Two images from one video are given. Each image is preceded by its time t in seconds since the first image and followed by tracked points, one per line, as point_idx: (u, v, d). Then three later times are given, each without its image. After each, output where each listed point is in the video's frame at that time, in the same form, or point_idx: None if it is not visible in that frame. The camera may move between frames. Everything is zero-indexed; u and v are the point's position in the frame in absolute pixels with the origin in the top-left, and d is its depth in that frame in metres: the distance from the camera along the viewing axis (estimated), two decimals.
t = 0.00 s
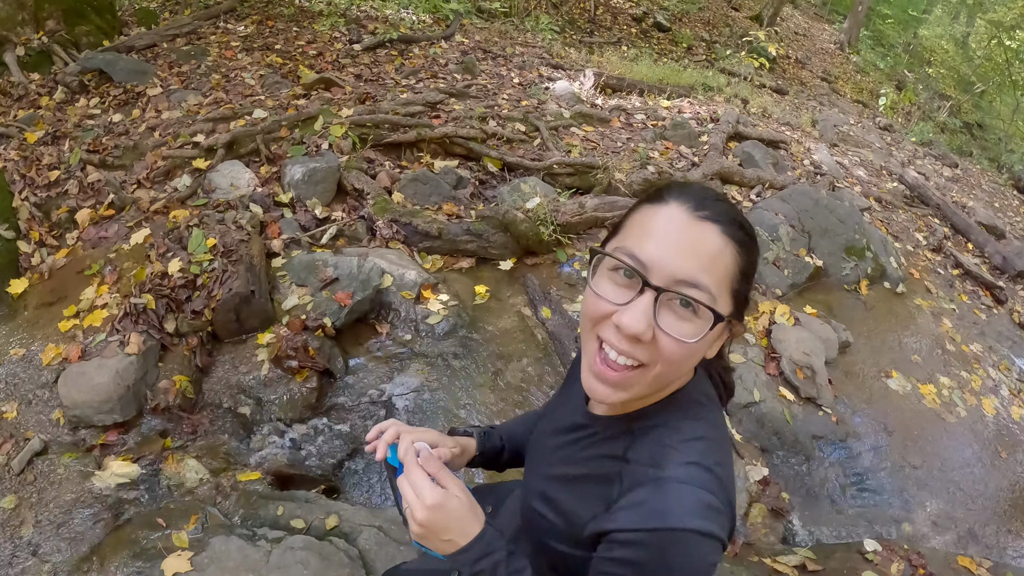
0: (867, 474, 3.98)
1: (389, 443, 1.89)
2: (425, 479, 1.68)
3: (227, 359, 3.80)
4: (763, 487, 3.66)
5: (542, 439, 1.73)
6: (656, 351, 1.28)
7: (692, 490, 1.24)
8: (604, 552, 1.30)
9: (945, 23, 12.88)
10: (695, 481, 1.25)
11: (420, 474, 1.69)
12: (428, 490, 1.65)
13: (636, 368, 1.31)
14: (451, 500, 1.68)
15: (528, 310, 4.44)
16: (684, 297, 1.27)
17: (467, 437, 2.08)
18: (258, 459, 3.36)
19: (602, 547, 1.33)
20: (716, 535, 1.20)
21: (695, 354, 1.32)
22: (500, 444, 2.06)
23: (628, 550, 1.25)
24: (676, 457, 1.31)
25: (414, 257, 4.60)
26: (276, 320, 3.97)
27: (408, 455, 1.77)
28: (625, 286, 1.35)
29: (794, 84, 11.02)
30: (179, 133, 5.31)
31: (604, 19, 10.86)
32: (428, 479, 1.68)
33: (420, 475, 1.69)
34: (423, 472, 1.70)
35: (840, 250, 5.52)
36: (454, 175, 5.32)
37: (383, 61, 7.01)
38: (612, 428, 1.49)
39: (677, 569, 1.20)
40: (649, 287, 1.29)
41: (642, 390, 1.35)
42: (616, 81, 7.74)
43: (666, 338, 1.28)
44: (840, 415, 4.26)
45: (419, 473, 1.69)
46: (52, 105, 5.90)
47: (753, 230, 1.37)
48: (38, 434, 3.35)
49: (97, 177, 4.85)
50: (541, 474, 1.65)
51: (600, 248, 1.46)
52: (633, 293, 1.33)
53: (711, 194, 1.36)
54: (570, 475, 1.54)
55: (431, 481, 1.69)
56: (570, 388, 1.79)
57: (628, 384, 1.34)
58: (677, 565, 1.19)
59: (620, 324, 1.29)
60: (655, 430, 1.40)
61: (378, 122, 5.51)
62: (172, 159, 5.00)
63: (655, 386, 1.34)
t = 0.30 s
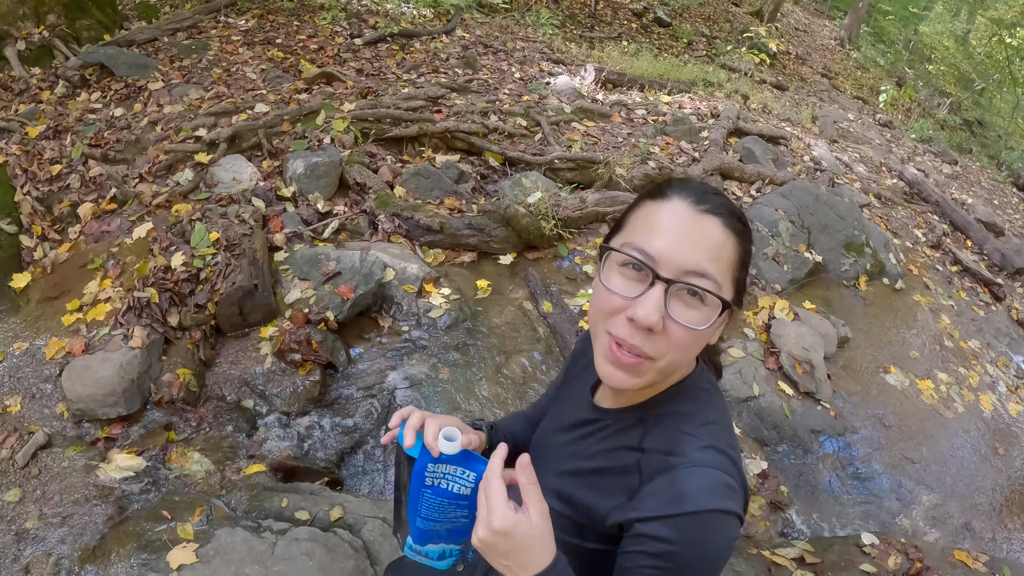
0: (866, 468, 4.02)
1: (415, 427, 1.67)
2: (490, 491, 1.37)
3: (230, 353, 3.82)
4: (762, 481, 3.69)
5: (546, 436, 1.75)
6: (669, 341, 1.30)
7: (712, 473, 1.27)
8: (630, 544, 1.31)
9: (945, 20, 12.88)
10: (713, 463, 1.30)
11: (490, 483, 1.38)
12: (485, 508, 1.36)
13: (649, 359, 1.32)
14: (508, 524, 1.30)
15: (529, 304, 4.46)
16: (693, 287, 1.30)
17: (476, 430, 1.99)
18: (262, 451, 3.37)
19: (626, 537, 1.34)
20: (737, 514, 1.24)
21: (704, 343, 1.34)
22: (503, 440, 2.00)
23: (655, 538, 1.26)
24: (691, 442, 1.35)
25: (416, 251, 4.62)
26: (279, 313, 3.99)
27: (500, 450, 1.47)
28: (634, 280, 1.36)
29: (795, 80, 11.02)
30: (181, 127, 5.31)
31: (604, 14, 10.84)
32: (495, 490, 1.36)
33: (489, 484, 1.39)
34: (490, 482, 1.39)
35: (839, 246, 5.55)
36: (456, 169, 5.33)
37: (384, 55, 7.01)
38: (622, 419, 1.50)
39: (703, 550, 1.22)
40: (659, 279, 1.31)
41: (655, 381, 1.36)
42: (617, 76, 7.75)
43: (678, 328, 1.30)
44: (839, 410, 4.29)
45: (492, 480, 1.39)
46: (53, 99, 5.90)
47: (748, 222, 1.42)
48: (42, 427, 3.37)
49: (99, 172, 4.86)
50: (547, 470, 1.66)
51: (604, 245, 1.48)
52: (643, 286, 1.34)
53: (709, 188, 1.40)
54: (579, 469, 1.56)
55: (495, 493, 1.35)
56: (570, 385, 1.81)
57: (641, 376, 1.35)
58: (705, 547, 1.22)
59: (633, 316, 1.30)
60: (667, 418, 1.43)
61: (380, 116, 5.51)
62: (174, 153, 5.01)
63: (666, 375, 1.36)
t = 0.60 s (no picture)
0: (856, 466, 4.02)
1: (386, 433, 1.69)
2: (453, 524, 1.37)
3: (222, 348, 3.82)
4: (751, 478, 3.70)
5: (515, 439, 1.73)
6: (637, 347, 1.31)
7: (684, 479, 1.28)
8: (606, 552, 1.32)
9: (945, 16, 12.82)
10: (685, 469, 1.30)
11: (451, 516, 1.38)
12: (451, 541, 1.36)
13: (618, 366, 1.33)
14: (477, 555, 1.31)
15: (520, 300, 4.46)
16: (661, 294, 1.29)
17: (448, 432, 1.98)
18: (253, 446, 3.40)
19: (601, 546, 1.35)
20: (711, 519, 1.25)
21: (672, 348, 1.35)
22: (474, 442, 1.98)
23: (629, 546, 1.28)
24: (663, 449, 1.35)
25: (408, 247, 4.62)
26: (271, 309, 3.98)
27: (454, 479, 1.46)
28: (602, 286, 1.36)
29: (793, 76, 10.98)
30: (175, 123, 5.29)
31: (602, 10, 10.79)
32: (458, 523, 1.36)
33: (450, 516, 1.39)
34: (452, 514, 1.38)
35: (833, 243, 5.54)
36: (449, 165, 5.33)
37: (379, 51, 6.98)
38: (594, 424, 1.50)
39: (677, 557, 1.24)
40: (626, 286, 1.31)
41: (625, 386, 1.37)
42: (613, 72, 7.73)
43: (646, 335, 1.30)
44: (830, 408, 4.29)
45: (452, 512, 1.39)
46: (49, 96, 5.89)
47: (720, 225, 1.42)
48: (36, 423, 3.37)
49: (94, 168, 4.85)
50: (519, 475, 1.66)
51: (573, 250, 1.47)
52: (610, 293, 1.34)
53: (680, 192, 1.39)
54: (550, 474, 1.55)
55: (459, 526, 1.35)
56: (539, 388, 1.80)
57: (610, 382, 1.35)
58: (679, 554, 1.24)
59: (601, 324, 1.30)
60: (638, 424, 1.44)
61: (373, 112, 5.50)
62: (168, 149, 5.00)
63: (635, 381, 1.36)
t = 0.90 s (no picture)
0: (851, 461, 4.00)
1: (358, 441, 1.61)
2: (411, 562, 1.36)
3: (213, 340, 3.79)
4: (744, 473, 3.68)
5: (493, 429, 1.70)
6: (608, 333, 1.28)
7: (663, 466, 1.26)
8: (584, 544, 1.29)
9: (946, 11, 12.74)
10: (664, 457, 1.28)
11: (404, 558, 1.37)
12: None
13: (590, 352, 1.30)
14: None
15: (513, 293, 4.45)
16: (632, 278, 1.27)
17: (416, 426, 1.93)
18: (243, 437, 3.35)
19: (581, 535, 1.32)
20: (690, 505, 1.23)
21: (646, 333, 1.32)
22: (443, 437, 1.94)
23: (608, 536, 1.25)
24: (642, 436, 1.33)
25: (401, 240, 4.61)
26: (262, 302, 3.96)
27: (392, 520, 1.46)
28: (572, 271, 1.34)
29: (793, 71, 10.93)
30: (169, 117, 5.26)
31: (601, 4, 10.73)
32: (417, 563, 1.36)
33: (403, 557, 1.37)
34: (407, 555, 1.37)
35: (830, 237, 5.51)
36: (443, 158, 5.30)
37: (374, 44, 6.94)
38: (572, 412, 1.47)
39: (656, 545, 1.21)
40: (596, 271, 1.29)
41: (598, 372, 1.34)
42: (610, 65, 7.69)
43: (617, 319, 1.28)
44: (826, 402, 4.27)
45: (405, 555, 1.37)
46: (45, 91, 5.86)
47: (696, 206, 1.39)
48: (28, 415, 3.36)
49: (88, 162, 4.81)
50: (496, 465, 1.63)
51: (545, 235, 1.45)
52: (581, 278, 1.32)
53: (652, 173, 1.36)
54: (528, 463, 1.52)
55: (420, 565, 1.35)
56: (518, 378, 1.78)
57: (583, 369, 1.33)
58: (659, 542, 1.21)
59: (570, 310, 1.28)
60: (617, 411, 1.41)
61: (367, 106, 5.48)
62: (162, 143, 4.97)
63: (609, 366, 1.34)
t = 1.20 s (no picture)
0: (852, 458, 3.93)
1: (344, 445, 1.53)
2: (399, 569, 1.29)
3: (203, 336, 3.71)
4: (745, 471, 3.61)
5: (488, 421, 1.62)
6: (607, 314, 1.21)
7: (668, 461, 1.18)
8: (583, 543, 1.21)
9: (946, 6, 12.66)
10: (670, 451, 1.20)
11: (391, 563, 1.30)
12: None
13: (587, 334, 1.23)
14: None
15: (508, 287, 4.37)
16: (634, 255, 1.20)
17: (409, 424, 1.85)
18: (231, 435, 3.26)
19: (579, 533, 1.24)
20: (695, 504, 1.15)
21: (648, 316, 1.24)
22: (437, 435, 1.86)
23: (608, 535, 1.17)
24: (646, 428, 1.25)
25: (396, 234, 4.52)
26: (253, 296, 3.86)
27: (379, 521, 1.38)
28: (570, 248, 1.27)
29: (793, 66, 10.85)
30: (161, 109, 5.16)
31: None
32: (405, 569, 1.28)
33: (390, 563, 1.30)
34: (394, 560, 1.30)
35: (831, 231, 5.45)
36: (439, 151, 5.22)
37: (370, 37, 6.84)
38: (571, 403, 1.39)
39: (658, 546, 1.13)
40: (595, 247, 1.22)
41: (596, 357, 1.27)
42: (609, 58, 7.60)
43: (617, 300, 1.20)
44: (827, 399, 4.20)
45: (392, 560, 1.30)
46: (37, 85, 5.76)
47: (704, 183, 1.31)
48: (14, 412, 3.27)
49: (79, 156, 4.72)
50: (491, 459, 1.55)
51: (545, 212, 1.38)
52: (579, 255, 1.25)
53: (658, 147, 1.29)
54: (524, 457, 1.44)
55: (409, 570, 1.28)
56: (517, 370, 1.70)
57: (580, 353, 1.26)
58: (662, 543, 1.13)
59: (567, 288, 1.21)
60: (618, 402, 1.33)
61: (361, 98, 5.41)
62: (154, 136, 4.88)
63: (609, 351, 1.26)
